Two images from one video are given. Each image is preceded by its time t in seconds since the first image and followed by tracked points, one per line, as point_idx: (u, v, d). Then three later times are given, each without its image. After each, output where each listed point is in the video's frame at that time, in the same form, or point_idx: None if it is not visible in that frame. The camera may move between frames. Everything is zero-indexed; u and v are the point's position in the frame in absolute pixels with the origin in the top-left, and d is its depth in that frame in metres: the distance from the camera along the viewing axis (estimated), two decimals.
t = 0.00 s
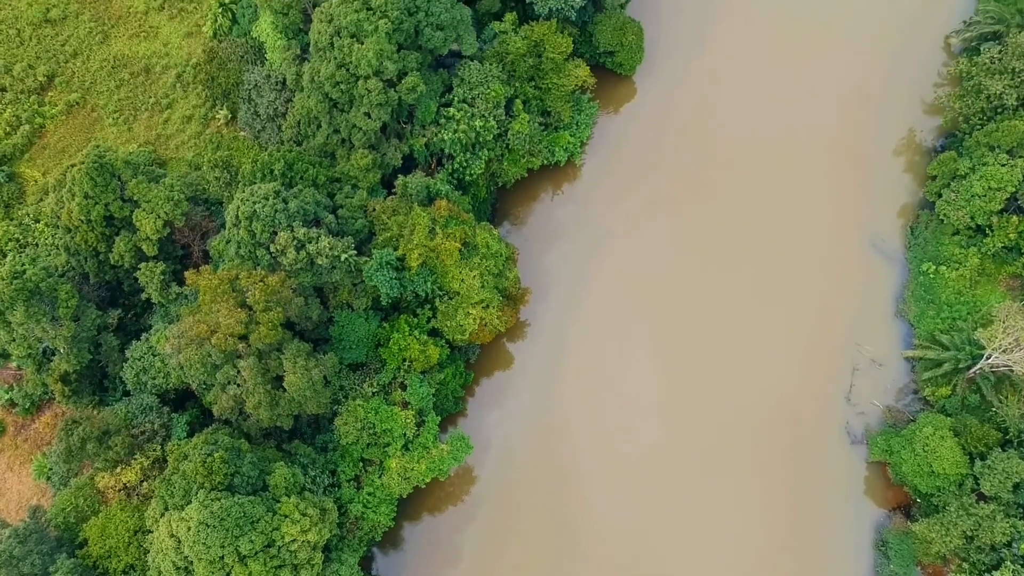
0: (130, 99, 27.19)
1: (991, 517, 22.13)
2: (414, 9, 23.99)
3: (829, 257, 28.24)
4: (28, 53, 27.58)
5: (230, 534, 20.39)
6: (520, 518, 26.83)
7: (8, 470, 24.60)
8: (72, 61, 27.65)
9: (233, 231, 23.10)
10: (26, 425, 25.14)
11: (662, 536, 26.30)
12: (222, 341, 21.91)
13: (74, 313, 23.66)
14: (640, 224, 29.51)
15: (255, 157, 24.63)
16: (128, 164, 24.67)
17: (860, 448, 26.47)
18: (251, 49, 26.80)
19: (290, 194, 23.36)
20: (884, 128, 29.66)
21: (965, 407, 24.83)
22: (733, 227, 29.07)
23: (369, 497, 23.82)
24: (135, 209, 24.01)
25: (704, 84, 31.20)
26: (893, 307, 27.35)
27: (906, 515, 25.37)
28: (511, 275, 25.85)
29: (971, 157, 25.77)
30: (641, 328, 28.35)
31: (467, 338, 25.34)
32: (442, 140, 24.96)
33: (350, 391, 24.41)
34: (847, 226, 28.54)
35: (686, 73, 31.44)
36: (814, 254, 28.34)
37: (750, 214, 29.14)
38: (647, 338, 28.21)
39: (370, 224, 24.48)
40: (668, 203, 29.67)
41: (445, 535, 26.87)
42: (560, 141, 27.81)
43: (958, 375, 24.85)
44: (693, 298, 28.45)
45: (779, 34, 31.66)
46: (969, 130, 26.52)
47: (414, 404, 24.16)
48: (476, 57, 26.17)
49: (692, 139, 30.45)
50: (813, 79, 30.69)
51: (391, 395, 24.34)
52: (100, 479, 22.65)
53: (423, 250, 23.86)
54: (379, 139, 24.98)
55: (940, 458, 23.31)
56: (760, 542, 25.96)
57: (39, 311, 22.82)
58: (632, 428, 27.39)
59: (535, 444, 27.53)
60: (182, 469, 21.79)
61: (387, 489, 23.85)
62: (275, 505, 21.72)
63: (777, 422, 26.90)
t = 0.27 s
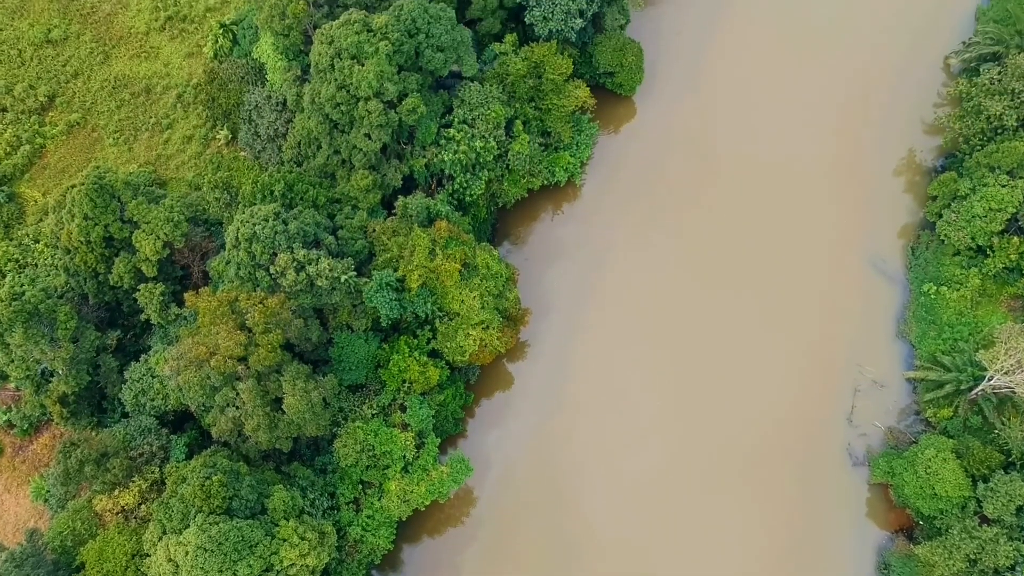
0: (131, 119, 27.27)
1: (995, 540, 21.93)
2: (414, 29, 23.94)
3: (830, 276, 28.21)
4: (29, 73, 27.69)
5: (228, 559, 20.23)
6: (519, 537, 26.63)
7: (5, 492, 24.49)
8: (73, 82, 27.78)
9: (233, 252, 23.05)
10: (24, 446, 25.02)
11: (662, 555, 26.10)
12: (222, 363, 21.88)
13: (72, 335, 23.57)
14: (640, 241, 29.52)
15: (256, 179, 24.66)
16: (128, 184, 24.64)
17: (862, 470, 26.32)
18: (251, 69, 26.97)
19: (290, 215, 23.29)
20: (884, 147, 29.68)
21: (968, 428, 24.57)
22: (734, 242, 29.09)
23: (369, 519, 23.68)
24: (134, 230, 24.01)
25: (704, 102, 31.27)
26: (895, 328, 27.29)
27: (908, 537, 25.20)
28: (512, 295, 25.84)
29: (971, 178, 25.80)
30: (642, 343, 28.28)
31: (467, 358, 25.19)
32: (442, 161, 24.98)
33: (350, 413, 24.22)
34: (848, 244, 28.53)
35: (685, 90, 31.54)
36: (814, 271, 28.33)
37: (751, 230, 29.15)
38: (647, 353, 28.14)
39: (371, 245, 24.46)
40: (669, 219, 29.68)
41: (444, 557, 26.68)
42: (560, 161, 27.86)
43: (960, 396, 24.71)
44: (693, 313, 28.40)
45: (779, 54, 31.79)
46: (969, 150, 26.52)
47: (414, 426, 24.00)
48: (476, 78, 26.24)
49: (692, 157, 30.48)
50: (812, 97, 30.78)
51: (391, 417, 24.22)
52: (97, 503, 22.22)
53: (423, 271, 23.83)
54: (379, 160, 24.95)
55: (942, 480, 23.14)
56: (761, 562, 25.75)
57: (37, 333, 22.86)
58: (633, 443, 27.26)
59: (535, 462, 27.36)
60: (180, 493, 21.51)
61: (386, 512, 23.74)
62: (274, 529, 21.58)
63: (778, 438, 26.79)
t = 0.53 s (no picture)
0: (131, 139, 27.34)
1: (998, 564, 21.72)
2: (414, 51, 24.08)
3: (831, 294, 28.18)
4: (30, 93, 27.77)
5: None
6: (518, 557, 26.35)
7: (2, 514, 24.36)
8: (74, 101, 27.87)
9: (233, 273, 23.03)
10: (22, 467, 24.92)
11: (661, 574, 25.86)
12: (220, 385, 21.69)
13: (71, 356, 23.47)
14: (639, 258, 29.52)
15: (255, 199, 24.71)
16: (128, 205, 24.61)
17: (864, 491, 26.17)
18: (252, 90, 27.05)
19: (290, 236, 23.40)
20: (883, 166, 29.74)
21: (970, 450, 24.44)
22: (733, 256, 29.14)
23: (368, 542, 23.49)
24: (134, 250, 23.96)
25: (704, 119, 31.36)
26: (896, 348, 27.24)
27: (911, 560, 25.01)
28: (512, 316, 25.82)
29: (971, 198, 25.81)
30: (642, 361, 28.21)
31: (467, 379, 25.12)
32: (442, 181, 25.02)
33: (349, 435, 24.21)
34: (848, 262, 28.54)
35: (685, 108, 31.63)
36: (813, 289, 28.33)
37: (751, 247, 29.16)
38: (648, 367, 28.11)
39: (370, 266, 24.32)
40: (670, 237, 29.69)
41: None
42: (560, 181, 27.80)
43: (962, 418, 24.60)
44: (693, 331, 28.37)
45: (778, 71, 31.93)
46: (969, 171, 26.54)
47: (413, 447, 23.93)
48: (476, 99, 26.34)
49: (692, 173, 30.56)
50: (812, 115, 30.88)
51: (391, 439, 24.18)
52: (94, 525, 21.88)
53: (423, 292, 23.72)
54: (379, 181, 24.96)
55: (945, 503, 22.96)
56: None
57: (35, 354, 22.62)
58: (634, 461, 27.13)
59: (534, 480, 27.18)
60: (178, 516, 21.27)
61: (385, 535, 23.54)
62: (273, 553, 21.39)
63: (779, 456, 26.68)
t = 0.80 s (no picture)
0: (131, 159, 27.37)
1: None
2: (414, 72, 24.16)
3: (830, 312, 28.14)
4: (30, 113, 27.80)
5: None
6: None
7: None
8: (74, 121, 27.93)
9: (232, 295, 22.95)
10: (19, 489, 24.75)
11: None
12: (219, 408, 21.61)
13: (69, 377, 23.40)
14: (639, 276, 29.52)
15: (255, 220, 24.62)
16: (128, 226, 24.67)
17: (865, 514, 25.88)
18: (252, 110, 27.22)
19: (290, 257, 23.37)
20: (883, 185, 29.76)
21: (972, 472, 24.31)
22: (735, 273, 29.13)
23: (367, 566, 23.22)
24: (133, 271, 23.93)
25: (703, 138, 31.47)
26: (897, 370, 27.11)
27: None
28: (512, 336, 25.70)
29: (972, 219, 25.80)
30: (641, 379, 28.12)
31: (467, 401, 25.02)
32: (442, 202, 25.02)
33: (348, 457, 24.08)
34: (848, 281, 28.50)
35: (685, 126, 31.75)
36: (814, 307, 28.27)
37: (750, 265, 29.15)
38: (650, 385, 28.02)
39: (370, 286, 24.32)
40: (669, 254, 29.70)
41: None
42: (560, 202, 27.86)
43: (965, 439, 24.42)
44: (693, 349, 28.31)
45: (778, 90, 32.06)
46: (969, 192, 26.55)
47: (412, 469, 23.77)
48: (476, 119, 26.36)
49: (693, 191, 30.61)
50: (812, 134, 30.95)
51: (390, 461, 24.06)
52: (91, 549, 21.42)
53: (423, 313, 23.68)
54: (379, 202, 24.89)
55: (948, 526, 22.70)
56: None
57: (33, 376, 22.57)
58: (634, 480, 26.91)
59: (533, 500, 26.94)
60: (175, 540, 21.05)
61: (384, 558, 23.30)
62: None
63: (782, 474, 26.49)
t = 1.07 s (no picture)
0: (131, 178, 27.42)
1: None
2: (414, 93, 24.16)
3: (831, 331, 28.10)
4: (30, 132, 27.82)
5: None
6: None
7: None
8: (74, 140, 27.98)
9: (232, 316, 22.88)
10: (16, 510, 24.63)
11: None
12: (218, 430, 21.50)
13: (67, 399, 23.32)
14: (640, 294, 29.48)
15: (255, 240, 24.42)
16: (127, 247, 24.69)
17: (868, 536, 25.70)
18: (252, 131, 27.32)
19: (290, 278, 23.27)
20: (883, 204, 29.79)
21: (975, 493, 24.06)
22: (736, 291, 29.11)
23: None
24: (133, 292, 23.86)
25: (703, 155, 31.52)
26: (899, 390, 27.01)
27: None
28: (511, 357, 25.67)
29: (973, 239, 25.71)
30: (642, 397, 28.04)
31: (467, 422, 24.94)
32: (442, 223, 25.11)
33: (347, 479, 23.84)
34: (848, 300, 28.46)
35: (685, 143, 31.81)
36: (814, 326, 28.24)
37: (750, 283, 29.14)
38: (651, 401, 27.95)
39: (369, 306, 24.19)
40: (669, 271, 29.70)
41: None
42: (560, 222, 27.71)
43: (966, 461, 24.26)
44: (694, 367, 28.24)
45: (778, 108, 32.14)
46: (970, 212, 26.49)
47: (411, 492, 23.71)
48: (477, 140, 26.46)
49: (693, 208, 30.64)
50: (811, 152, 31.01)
51: (389, 483, 23.89)
52: (88, 572, 21.15)
53: (423, 334, 23.59)
54: (379, 222, 24.89)
55: (950, 548, 22.64)
56: None
57: (31, 398, 22.39)
58: (634, 499, 26.75)
59: (534, 519, 26.76)
60: (172, 563, 20.92)
61: None
62: None
63: (783, 493, 26.34)
